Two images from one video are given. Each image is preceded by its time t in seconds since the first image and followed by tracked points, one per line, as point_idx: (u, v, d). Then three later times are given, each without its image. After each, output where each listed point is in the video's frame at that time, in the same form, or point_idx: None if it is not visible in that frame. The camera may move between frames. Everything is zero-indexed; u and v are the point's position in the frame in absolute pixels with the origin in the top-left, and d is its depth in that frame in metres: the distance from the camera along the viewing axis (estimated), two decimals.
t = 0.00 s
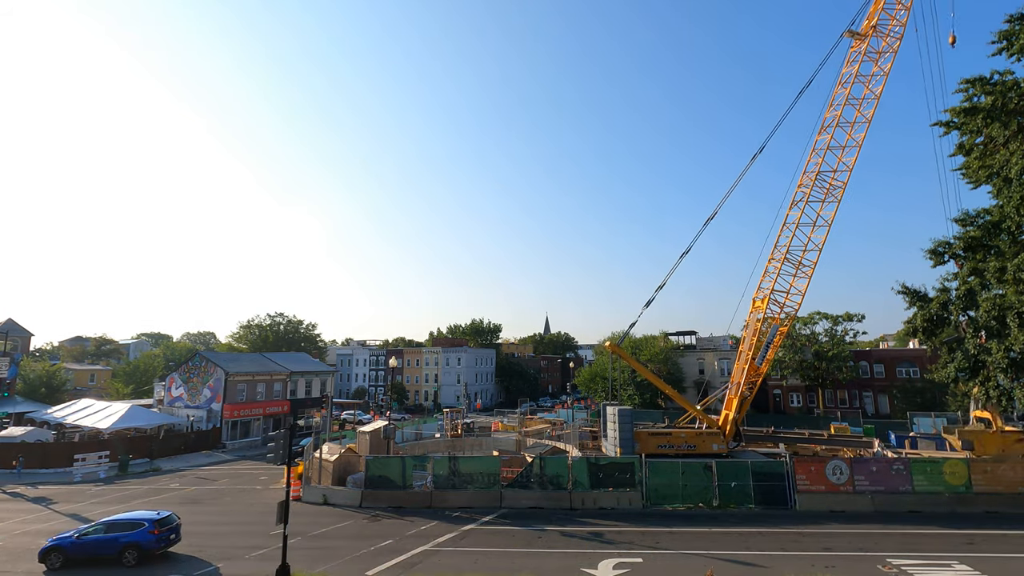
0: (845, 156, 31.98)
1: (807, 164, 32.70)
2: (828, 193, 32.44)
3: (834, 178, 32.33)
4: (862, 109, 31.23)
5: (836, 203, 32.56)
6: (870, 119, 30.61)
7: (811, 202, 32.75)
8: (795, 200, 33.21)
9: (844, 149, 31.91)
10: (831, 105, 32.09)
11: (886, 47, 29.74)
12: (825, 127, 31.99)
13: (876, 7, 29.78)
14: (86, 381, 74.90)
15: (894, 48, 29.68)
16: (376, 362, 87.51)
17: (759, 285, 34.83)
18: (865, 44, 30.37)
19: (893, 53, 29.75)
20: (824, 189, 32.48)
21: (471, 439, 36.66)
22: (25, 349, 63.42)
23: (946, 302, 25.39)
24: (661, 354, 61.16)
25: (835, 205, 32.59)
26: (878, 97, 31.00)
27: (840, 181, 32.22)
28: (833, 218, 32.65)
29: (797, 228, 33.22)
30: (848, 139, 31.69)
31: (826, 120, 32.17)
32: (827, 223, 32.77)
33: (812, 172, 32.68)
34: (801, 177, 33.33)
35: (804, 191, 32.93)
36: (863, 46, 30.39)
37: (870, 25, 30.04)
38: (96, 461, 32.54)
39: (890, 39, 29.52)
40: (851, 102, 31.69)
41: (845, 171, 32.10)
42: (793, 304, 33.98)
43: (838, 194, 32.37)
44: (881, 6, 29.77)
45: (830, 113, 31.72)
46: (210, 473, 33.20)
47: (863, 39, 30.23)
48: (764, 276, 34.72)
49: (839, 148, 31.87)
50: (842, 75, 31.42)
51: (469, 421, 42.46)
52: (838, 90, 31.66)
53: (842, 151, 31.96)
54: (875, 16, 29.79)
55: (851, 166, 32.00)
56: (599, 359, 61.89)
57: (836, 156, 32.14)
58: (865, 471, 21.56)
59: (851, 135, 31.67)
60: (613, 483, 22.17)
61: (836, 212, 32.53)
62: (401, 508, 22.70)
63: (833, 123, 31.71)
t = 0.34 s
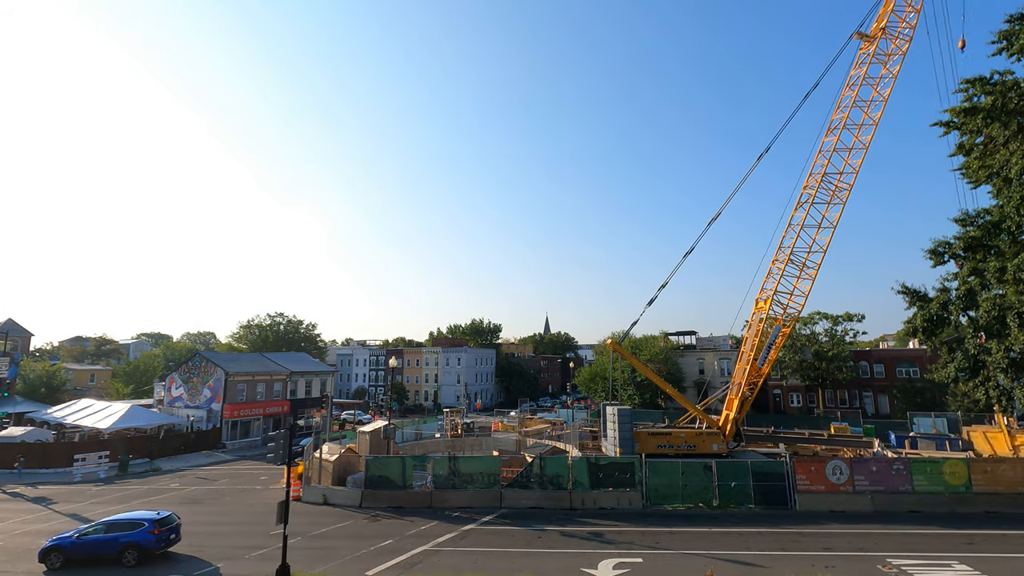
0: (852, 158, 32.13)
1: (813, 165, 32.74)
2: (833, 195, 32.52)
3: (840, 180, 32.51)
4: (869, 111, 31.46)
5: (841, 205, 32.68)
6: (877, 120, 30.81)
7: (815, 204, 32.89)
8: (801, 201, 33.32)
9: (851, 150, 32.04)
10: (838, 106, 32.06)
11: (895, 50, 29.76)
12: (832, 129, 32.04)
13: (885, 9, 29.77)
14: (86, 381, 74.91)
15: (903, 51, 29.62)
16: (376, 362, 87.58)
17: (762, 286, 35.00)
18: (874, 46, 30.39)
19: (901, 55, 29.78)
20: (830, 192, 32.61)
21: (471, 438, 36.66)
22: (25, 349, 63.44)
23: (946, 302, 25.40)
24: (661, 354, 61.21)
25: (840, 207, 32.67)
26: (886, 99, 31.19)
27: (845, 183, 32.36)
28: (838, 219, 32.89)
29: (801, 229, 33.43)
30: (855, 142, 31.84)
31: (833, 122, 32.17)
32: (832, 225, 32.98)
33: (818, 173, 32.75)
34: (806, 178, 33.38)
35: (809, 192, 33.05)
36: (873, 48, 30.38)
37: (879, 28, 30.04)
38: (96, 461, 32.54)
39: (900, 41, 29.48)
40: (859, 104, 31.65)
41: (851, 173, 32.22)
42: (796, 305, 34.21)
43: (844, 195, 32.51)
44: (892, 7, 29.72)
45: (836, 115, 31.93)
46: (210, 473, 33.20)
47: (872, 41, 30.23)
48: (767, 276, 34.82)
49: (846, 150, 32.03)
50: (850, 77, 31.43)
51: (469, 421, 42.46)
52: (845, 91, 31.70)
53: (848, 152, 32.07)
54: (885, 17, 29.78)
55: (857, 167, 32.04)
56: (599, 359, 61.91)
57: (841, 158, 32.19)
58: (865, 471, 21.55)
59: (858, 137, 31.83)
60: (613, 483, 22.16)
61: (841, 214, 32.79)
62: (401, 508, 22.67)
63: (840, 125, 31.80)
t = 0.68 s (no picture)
0: (858, 159, 31.63)
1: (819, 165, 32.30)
2: (839, 197, 32.01)
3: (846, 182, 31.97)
4: (877, 112, 30.75)
5: (847, 207, 32.10)
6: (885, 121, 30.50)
7: (821, 205, 32.44)
8: (805, 202, 32.86)
9: (858, 151, 31.43)
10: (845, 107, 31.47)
11: (904, 50, 29.64)
12: (839, 130, 31.49)
13: (895, 9, 29.77)
14: (86, 381, 74.91)
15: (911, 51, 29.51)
16: (376, 362, 87.72)
17: (765, 287, 34.58)
18: (882, 47, 30.37)
19: (910, 56, 29.68)
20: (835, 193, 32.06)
21: (471, 439, 36.64)
22: (25, 349, 63.45)
23: (946, 302, 25.39)
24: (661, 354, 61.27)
25: (846, 209, 32.13)
26: (894, 100, 30.60)
27: (851, 184, 31.80)
28: (842, 221, 32.26)
29: (806, 231, 32.90)
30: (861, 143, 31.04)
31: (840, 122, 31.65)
32: (836, 226, 32.47)
33: (823, 174, 32.36)
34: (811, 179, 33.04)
35: (814, 193, 32.64)
36: (881, 49, 30.38)
37: (888, 28, 30.06)
38: (96, 461, 32.52)
39: (909, 42, 29.40)
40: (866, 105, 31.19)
41: (857, 174, 31.70)
42: (798, 305, 33.64)
43: (849, 196, 31.95)
44: (902, 8, 29.72)
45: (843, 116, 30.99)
46: (210, 473, 33.20)
47: (881, 41, 30.24)
48: (770, 278, 34.35)
49: (853, 151, 31.48)
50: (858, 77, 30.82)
51: (469, 421, 42.45)
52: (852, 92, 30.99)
53: (854, 154, 31.49)
54: (894, 18, 29.76)
55: (863, 169, 31.57)
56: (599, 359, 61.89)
57: (847, 159, 31.63)
58: (865, 471, 21.54)
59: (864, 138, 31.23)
60: (613, 483, 22.16)
61: (846, 216, 32.20)
62: (401, 508, 22.67)
63: (847, 126, 31.31)
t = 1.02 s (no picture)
0: (859, 158, 32.70)
1: (821, 165, 33.40)
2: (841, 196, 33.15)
3: (848, 180, 33.10)
4: (880, 111, 31.79)
5: (848, 206, 33.41)
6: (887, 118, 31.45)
7: (821, 205, 33.69)
8: (808, 201, 33.90)
9: (859, 150, 32.67)
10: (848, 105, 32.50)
11: (907, 47, 29.70)
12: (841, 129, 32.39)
13: (898, 6, 29.77)
14: (86, 381, 74.89)
15: (915, 48, 29.63)
16: (376, 362, 87.83)
17: (768, 286, 35.71)
18: (886, 43, 30.39)
19: (913, 53, 29.74)
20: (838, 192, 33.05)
21: (471, 439, 36.65)
22: (25, 349, 63.45)
23: (946, 302, 25.39)
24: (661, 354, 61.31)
25: (847, 209, 33.45)
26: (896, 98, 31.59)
27: (853, 183, 32.92)
28: (842, 220, 33.53)
29: (807, 229, 34.22)
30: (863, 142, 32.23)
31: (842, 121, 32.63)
32: (838, 225, 33.71)
33: (825, 174, 33.32)
34: (814, 178, 33.88)
35: (816, 193, 33.33)
36: (884, 45, 30.40)
37: (891, 24, 30.05)
38: (96, 461, 32.51)
39: (913, 38, 29.43)
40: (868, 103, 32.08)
41: (859, 172, 32.79)
42: (799, 305, 34.93)
43: (851, 195, 33.19)
44: (905, 4, 29.69)
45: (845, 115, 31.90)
46: (210, 473, 33.20)
47: (884, 38, 30.24)
48: (773, 277, 35.46)
49: (854, 151, 32.70)
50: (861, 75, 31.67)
51: (469, 421, 42.45)
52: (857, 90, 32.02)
53: (856, 152, 32.63)
54: (898, 14, 29.77)
55: (864, 167, 32.69)
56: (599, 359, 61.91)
57: (849, 158, 32.84)
58: (865, 471, 21.54)
59: (866, 137, 32.42)
60: (613, 483, 22.15)
61: (846, 215, 33.49)
62: (401, 508, 22.67)
63: (848, 124, 32.37)
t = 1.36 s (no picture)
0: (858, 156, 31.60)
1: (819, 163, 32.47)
2: (839, 194, 32.25)
3: (846, 179, 32.17)
4: (878, 108, 30.59)
5: (847, 205, 32.38)
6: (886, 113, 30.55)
7: (821, 203, 32.65)
8: (806, 200, 33.09)
9: (859, 149, 31.47)
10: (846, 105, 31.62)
11: (905, 45, 29.60)
12: (839, 126, 31.50)
13: (895, 4, 29.69)
14: (86, 381, 74.90)
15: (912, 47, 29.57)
16: (376, 362, 87.94)
17: (766, 286, 35.00)
18: (883, 42, 30.36)
19: (911, 51, 29.68)
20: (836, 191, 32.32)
21: (471, 438, 36.63)
22: (25, 349, 63.47)
23: (946, 302, 25.40)
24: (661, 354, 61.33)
25: (846, 206, 32.39)
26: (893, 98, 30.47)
27: (852, 182, 31.98)
28: (841, 220, 32.54)
29: (805, 229, 33.24)
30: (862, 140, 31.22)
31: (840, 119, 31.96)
32: (837, 225, 32.72)
33: (823, 172, 32.61)
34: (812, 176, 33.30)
35: (814, 192, 32.81)
36: (882, 43, 30.35)
37: (889, 22, 30.01)
38: (96, 461, 32.51)
39: (911, 36, 29.31)
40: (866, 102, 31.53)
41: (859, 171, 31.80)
42: (799, 305, 34.02)
43: (849, 194, 32.20)
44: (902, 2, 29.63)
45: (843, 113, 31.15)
46: (210, 473, 33.20)
47: (882, 36, 30.21)
48: (770, 277, 34.85)
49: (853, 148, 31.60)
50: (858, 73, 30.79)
51: (469, 421, 42.44)
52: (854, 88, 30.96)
53: (855, 150, 31.53)
54: (895, 12, 29.66)
55: (863, 167, 31.81)
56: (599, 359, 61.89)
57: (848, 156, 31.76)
58: (865, 471, 21.55)
59: (865, 135, 31.19)
60: (613, 483, 22.15)
61: (846, 214, 32.45)
62: (401, 508, 22.68)
63: (846, 122, 31.25)
